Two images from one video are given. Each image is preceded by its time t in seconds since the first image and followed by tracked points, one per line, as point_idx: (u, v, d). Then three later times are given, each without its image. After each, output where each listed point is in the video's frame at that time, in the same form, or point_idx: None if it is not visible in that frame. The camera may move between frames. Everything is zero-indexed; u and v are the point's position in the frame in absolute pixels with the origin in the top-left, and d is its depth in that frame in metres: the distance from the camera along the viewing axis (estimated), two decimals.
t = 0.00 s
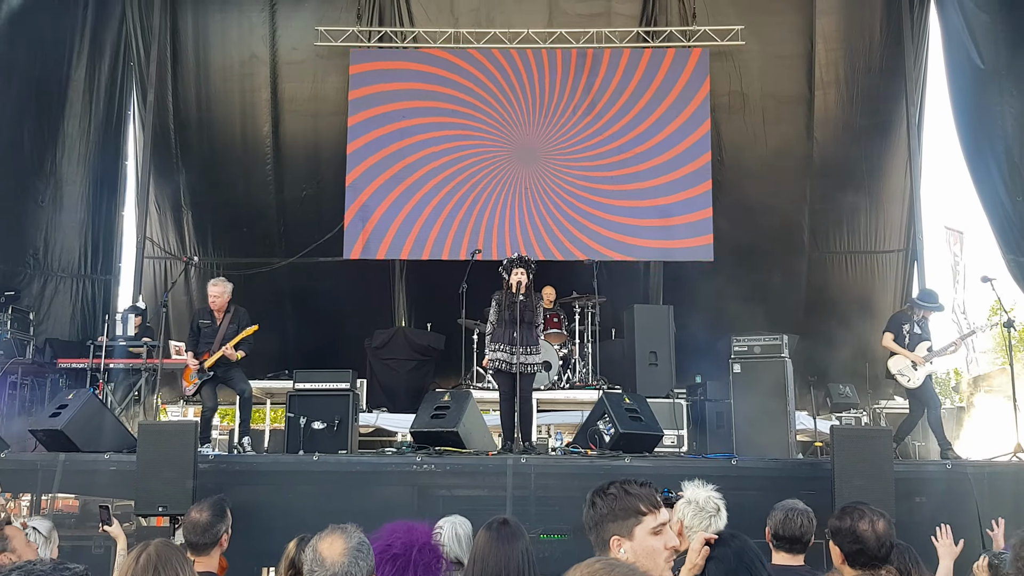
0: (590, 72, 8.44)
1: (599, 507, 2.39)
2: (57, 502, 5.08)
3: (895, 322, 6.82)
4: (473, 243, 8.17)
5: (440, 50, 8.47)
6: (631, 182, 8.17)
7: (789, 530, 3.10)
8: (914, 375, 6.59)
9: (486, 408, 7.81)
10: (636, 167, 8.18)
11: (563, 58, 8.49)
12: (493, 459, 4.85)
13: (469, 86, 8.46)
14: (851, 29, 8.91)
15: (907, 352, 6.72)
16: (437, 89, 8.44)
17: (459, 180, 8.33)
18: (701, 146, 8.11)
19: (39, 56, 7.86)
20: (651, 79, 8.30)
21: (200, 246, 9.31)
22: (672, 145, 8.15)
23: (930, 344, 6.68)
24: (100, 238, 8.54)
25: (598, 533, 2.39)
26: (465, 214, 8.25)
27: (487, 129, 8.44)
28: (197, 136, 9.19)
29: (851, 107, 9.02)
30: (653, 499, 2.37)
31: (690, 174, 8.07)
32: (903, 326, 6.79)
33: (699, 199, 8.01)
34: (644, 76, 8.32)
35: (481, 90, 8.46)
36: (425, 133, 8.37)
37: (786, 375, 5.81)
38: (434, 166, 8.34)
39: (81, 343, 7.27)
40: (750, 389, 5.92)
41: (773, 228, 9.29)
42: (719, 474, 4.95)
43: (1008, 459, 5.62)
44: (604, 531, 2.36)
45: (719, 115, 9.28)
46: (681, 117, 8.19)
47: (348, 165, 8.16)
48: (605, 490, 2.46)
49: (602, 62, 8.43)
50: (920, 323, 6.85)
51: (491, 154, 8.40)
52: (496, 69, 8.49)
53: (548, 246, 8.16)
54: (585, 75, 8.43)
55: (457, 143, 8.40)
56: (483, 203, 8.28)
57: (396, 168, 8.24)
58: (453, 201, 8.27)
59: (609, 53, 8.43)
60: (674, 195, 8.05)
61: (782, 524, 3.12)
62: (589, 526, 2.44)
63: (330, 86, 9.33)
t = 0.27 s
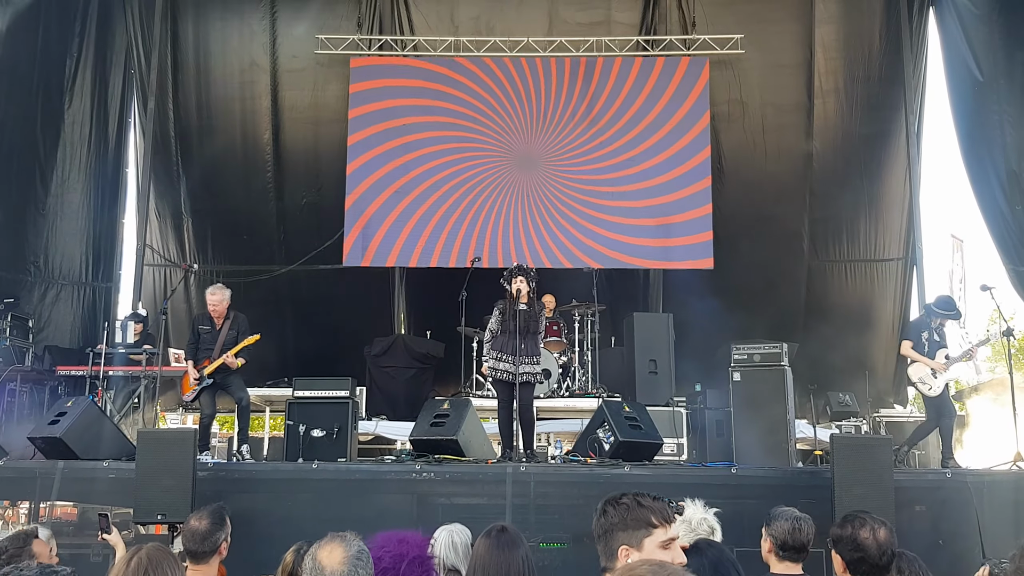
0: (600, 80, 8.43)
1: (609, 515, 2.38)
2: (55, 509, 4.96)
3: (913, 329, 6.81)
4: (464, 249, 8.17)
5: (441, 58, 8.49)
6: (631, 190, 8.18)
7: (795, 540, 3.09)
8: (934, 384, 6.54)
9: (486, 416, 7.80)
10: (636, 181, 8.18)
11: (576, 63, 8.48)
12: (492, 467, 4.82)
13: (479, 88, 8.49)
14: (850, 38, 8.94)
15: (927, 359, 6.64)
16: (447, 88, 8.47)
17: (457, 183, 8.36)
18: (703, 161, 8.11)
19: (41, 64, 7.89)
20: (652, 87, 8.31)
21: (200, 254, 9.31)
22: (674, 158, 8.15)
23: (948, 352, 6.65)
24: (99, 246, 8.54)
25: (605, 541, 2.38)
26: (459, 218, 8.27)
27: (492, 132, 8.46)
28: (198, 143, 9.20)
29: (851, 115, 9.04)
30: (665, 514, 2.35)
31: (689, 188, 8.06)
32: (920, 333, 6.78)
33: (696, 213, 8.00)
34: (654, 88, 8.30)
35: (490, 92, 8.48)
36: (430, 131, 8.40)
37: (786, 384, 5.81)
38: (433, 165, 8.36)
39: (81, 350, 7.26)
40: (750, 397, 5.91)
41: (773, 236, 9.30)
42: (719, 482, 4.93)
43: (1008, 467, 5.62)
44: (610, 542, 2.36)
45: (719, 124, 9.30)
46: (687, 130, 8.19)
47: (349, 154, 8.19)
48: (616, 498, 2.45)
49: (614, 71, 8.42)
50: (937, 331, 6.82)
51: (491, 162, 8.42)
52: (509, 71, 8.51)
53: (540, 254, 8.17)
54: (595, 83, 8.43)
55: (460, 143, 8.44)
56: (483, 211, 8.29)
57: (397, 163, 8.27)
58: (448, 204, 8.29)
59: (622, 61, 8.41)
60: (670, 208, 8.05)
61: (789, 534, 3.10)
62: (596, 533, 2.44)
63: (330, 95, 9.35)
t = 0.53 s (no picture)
0: (613, 83, 8.40)
1: (610, 519, 2.38)
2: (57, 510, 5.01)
3: (918, 331, 6.80)
4: (457, 248, 8.17)
5: (445, 60, 8.49)
6: (634, 191, 8.18)
7: (792, 541, 3.09)
8: (941, 386, 6.56)
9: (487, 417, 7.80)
10: (638, 189, 8.17)
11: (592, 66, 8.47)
12: (494, 469, 4.83)
13: (491, 85, 8.49)
14: (852, 40, 8.93)
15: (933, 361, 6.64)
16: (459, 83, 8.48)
17: (459, 180, 8.37)
18: (706, 170, 8.09)
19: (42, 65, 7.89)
20: (655, 89, 8.31)
21: (202, 254, 9.33)
22: (677, 166, 8.13)
23: (955, 352, 6.60)
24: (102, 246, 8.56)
25: (607, 543, 2.39)
26: (456, 216, 8.27)
27: (500, 129, 8.46)
28: (201, 144, 9.22)
29: (854, 117, 9.03)
30: (665, 512, 2.35)
31: (691, 198, 8.05)
32: (926, 335, 6.76)
33: (694, 222, 8.00)
34: (667, 95, 8.28)
35: (502, 89, 8.48)
36: (437, 124, 8.41)
37: (788, 385, 5.80)
38: (436, 159, 8.37)
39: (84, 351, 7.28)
40: (752, 399, 5.91)
41: (775, 238, 9.29)
42: (721, 484, 4.93)
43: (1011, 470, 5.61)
44: (613, 542, 2.36)
45: (721, 126, 9.30)
46: (693, 135, 8.18)
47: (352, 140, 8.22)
48: (619, 500, 2.44)
49: (628, 75, 8.39)
50: (944, 331, 6.78)
51: (494, 163, 8.43)
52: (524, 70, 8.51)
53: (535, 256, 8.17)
54: (607, 87, 8.41)
55: (466, 139, 8.45)
56: (486, 212, 8.30)
57: (401, 159, 8.28)
58: (446, 201, 8.30)
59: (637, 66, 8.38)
60: (673, 209, 8.05)
61: (785, 534, 3.10)
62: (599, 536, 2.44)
63: (333, 95, 9.34)
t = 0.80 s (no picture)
0: (623, 87, 8.36)
1: (615, 517, 2.37)
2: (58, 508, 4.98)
3: (917, 330, 6.82)
4: (446, 244, 8.17)
5: (445, 59, 8.49)
6: (634, 190, 8.18)
7: (788, 542, 3.08)
8: (932, 387, 6.57)
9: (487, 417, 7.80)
10: (639, 189, 8.17)
11: (604, 66, 8.43)
12: (493, 468, 4.85)
13: (502, 81, 8.48)
14: (853, 40, 8.92)
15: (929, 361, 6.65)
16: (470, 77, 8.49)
17: (457, 174, 8.38)
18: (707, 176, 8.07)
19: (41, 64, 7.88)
20: (656, 88, 8.29)
21: (202, 253, 9.33)
22: (676, 174, 8.11)
23: (952, 353, 6.60)
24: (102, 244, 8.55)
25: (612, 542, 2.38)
26: (450, 210, 8.28)
27: (500, 128, 8.46)
28: (201, 142, 9.21)
29: (855, 117, 9.03)
30: (671, 513, 2.35)
31: (687, 209, 8.03)
32: (925, 334, 6.78)
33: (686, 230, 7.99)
34: (676, 102, 8.23)
35: (512, 85, 8.48)
36: (441, 115, 8.42)
37: (787, 386, 5.80)
38: (436, 151, 8.38)
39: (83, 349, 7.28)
40: (752, 399, 5.91)
41: (775, 238, 9.29)
42: (721, 485, 4.94)
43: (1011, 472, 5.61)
44: (619, 541, 2.35)
45: (722, 126, 9.30)
46: (694, 135, 8.17)
47: (354, 123, 8.23)
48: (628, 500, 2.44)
49: (639, 78, 8.34)
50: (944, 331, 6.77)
51: (494, 162, 8.43)
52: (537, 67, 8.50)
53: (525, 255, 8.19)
54: (617, 90, 8.37)
55: (468, 131, 8.45)
56: (486, 212, 8.30)
57: (402, 158, 8.28)
58: (441, 195, 8.30)
59: (650, 70, 8.33)
60: (673, 209, 8.05)
61: (782, 534, 3.10)
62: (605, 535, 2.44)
63: (333, 94, 9.34)
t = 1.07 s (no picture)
0: (630, 92, 8.33)
1: (619, 519, 2.38)
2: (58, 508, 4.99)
3: (917, 331, 6.81)
4: (435, 240, 8.17)
5: (444, 58, 8.48)
6: (633, 189, 8.17)
7: (795, 540, 3.08)
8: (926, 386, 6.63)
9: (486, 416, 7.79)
10: (637, 187, 8.16)
11: (612, 69, 8.40)
12: (492, 467, 4.87)
13: (508, 77, 8.49)
14: (853, 39, 8.93)
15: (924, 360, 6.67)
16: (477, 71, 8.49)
17: (453, 169, 8.39)
18: (705, 185, 8.04)
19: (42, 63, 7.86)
20: (655, 86, 8.28)
21: (201, 252, 9.33)
22: (672, 182, 8.09)
23: (950, 353, 6.54)
24: (100, 243, 8.55)
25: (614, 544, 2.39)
26: (442, 204, 8.29)
27: (499, 127, 8.46)
28: (200, 142, 9.21)
29: (854, 117, 9.03)
30: (675, 517, 2.34)
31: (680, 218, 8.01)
32: (923, 334, 6.77)
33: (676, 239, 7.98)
34: (681, 110, 8.19)
35: (518, 80, 8.48)
36: (443, 106, 8.42)
37: (786, 385, 5.79)
38: (433, 143, 8.39)
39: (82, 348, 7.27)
40: (750, 398, 5.91)
41: (774, 237, 9.29)
42: (719, 484, 4.94)
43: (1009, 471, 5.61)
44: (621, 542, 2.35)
45: (721, 126, 9.30)
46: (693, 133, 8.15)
47: (354, 106, 8.25)
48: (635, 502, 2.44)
49: (648, 83, 8.30)
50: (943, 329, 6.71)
51: (493, 161, 8.43)
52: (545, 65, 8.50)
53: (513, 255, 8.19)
54: (623, 95, 8.33)
55: (469, 123, 8.45)
56: (485, 211, 8.31)
57: (400, 158, 8.28)
58: (434, 189, 8.31)
59: (659, 76, 8.29)
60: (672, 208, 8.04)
61: (788, 534, 3.09)
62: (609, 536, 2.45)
63: (332, 94, 9.34)
